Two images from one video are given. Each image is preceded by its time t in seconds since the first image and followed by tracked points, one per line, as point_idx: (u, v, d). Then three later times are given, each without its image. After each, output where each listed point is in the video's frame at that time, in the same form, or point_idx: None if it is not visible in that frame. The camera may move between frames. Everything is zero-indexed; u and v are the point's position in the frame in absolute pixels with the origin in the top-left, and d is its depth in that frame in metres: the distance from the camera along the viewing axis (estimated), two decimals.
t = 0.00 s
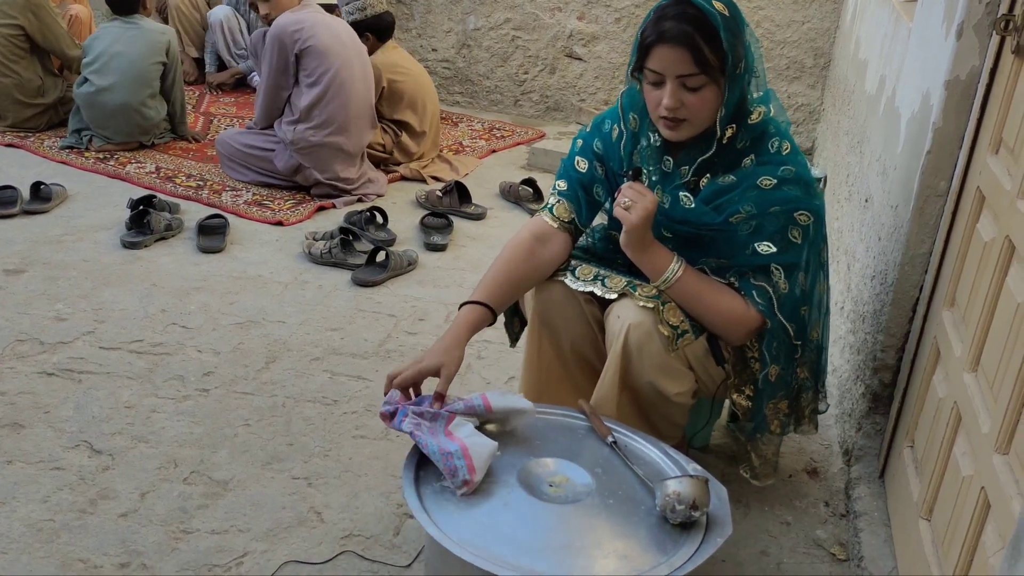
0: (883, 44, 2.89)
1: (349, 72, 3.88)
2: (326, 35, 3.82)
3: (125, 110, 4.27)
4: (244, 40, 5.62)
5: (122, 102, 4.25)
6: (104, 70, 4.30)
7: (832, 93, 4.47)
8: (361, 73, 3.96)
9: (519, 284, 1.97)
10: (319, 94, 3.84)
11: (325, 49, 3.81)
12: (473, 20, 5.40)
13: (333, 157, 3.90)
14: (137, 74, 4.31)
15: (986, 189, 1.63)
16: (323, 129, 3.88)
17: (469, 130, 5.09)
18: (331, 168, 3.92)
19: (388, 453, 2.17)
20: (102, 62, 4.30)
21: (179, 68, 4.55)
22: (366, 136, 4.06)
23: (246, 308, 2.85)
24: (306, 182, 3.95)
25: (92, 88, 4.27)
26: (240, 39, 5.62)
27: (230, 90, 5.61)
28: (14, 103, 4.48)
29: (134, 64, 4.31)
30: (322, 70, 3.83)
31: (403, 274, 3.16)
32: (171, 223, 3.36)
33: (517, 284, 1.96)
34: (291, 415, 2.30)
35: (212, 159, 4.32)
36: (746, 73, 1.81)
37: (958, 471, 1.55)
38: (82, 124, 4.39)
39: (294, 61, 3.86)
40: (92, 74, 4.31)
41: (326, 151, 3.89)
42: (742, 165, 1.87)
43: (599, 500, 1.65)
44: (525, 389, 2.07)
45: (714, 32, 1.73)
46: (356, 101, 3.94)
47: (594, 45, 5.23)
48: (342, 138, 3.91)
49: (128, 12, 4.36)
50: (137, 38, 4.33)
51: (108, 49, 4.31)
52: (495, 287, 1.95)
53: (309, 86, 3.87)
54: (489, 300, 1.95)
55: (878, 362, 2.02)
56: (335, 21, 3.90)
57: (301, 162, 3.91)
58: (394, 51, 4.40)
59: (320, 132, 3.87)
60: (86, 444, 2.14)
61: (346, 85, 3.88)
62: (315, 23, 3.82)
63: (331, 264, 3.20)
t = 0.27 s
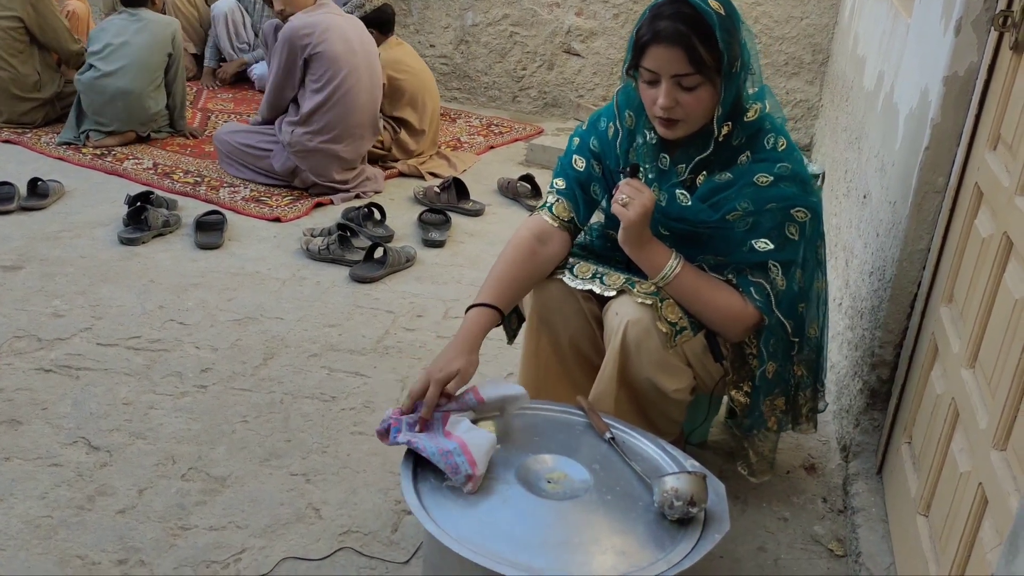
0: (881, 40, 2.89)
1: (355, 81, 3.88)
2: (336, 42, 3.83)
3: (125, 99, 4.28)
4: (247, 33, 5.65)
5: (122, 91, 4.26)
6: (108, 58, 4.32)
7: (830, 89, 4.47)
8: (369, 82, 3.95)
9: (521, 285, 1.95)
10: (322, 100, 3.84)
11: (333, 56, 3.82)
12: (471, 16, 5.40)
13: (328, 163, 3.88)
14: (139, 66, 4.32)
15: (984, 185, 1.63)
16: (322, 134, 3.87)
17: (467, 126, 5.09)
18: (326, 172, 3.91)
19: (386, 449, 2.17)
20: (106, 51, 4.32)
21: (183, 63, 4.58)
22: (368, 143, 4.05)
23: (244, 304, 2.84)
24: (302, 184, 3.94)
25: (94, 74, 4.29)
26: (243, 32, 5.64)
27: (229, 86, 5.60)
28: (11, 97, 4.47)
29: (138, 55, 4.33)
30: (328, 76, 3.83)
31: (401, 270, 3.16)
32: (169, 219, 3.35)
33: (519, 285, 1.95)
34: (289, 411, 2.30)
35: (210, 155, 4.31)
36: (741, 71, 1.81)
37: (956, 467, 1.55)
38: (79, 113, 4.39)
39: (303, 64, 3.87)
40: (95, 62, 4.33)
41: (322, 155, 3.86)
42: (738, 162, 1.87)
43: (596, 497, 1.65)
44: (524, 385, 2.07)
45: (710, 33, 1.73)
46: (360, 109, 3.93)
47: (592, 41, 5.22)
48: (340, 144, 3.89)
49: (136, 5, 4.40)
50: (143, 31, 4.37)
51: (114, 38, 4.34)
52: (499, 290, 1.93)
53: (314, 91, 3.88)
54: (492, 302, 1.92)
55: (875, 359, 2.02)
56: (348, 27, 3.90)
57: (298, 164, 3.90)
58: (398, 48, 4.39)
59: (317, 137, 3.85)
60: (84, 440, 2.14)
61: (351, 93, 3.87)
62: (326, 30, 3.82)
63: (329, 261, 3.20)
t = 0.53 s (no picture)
0: (879, 37, 2.89)
1: (354, 76, 3.89)
2: (336, 38, 3.83)
3: (121, 100, 4.26)
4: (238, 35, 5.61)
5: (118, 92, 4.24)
6: (100, 60, 4.28)
7: (828, 86, 4.47)
8: (368, 78, 3.96)
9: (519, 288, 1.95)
10: (321, 95, 3.83)
11: (333, 52, 3.82)
12: (469, 12, 5.39)
13: (326, 160, 3.88)
14: (132, 66, 4.29)
15: (982, 181, 1.63)
16: (320, 130, 3.87)
17: (465, 123, 5.09)
18: (325, 170, 3.90)
19: (385, 446, 2.17)
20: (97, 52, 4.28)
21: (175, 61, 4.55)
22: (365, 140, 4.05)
23: (242, 301, 2.84)
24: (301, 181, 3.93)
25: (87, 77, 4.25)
26: (235, 34, 5.61)
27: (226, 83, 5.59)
28: (8, 90, 4.47)
29: (131, 55, 4.30)
30: (328, 72, 3.83)
31: (399, 267, 3.16)
32: (167, 216, 3.35)
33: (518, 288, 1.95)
34: (287, 408, 2.30)
35: (208, 151, 4.31)
36: (740, 68, 1.81)
37: (953, 463, 1.56)
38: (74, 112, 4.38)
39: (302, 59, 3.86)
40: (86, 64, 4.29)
41: (320, 152, 3.86)
42: (736, 158, 1.87)
43: (596, 494, 1.66)
44: (524, 383, 2.07)
45: (710, 28, 1.73)
46: (358, 106, 3.93)
47: (590, 37, 5.21)
48: (339, 140, 3.89)
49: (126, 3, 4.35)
50: (134, 31, 4.34)
51: (105, 39, 4.30)
52: (496, 292, 1.93)
53: (313, 86, 3.87)
54: (491, 305, 1.92)
55: (874, 355, 2.02)
56: (348, 23, 3.91)
57: (297, 162, 3.89)
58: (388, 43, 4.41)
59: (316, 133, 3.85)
60: (82, 438, 2.14)
61: (350, 89, 3.88)
62: (327, 25, 3.82)
63: (328, 258, 3.19)
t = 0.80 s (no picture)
0: (877, 35, 2.89)
1: (345, 62, 3.90)
2: (324, 25, 3.84)
3: (118, 107, 4.27)
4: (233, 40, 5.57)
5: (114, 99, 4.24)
6: (93, 65, 4.25)
7: (827, 84, 4.48)
8: (356, 64, 3.98)
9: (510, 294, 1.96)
10: (315, 83, 3.84)
11: (322, 38, 3.83)
12: (467, 10, 5.39)
13: (327, 148, 3.89)
14: (126, 71, 4.27)
15: (980, 179, 1.63)
16: (317, 120, 3.87)
17: (464, 121, 5.09)
18: (325, 160, 3.91)
19: (383, 444, 2.17)
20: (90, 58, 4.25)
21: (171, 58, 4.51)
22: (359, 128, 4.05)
23: (241, 300, 2.84)
24: (301, 173, 3.93)
25: (81, 84, 4.24)
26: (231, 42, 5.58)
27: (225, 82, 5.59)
28: (8, 84, 4.45)
29: (124, 60, 4.27)
30: (320, 59, 3.83)
31: (398, 266, 3.16)
32: (165, 215, 3.35)
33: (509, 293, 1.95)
34: (286, 407, 2.30)
35: (207, 150, 4.30)
36: (737, 67, 1.81)
37: (952, 460, 1.56)
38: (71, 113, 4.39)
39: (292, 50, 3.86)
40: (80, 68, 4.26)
41: (321, 142, 3.87)
42: (732, 157, 1.87)
43: (594, 491, 1.66)
44: (523, 382, 2.07)
45: (710, 28, 1.73)
46: (350, 92, 3.95)
47: (589, 35, 5.21)
48: (336, 129, 3.90)
49: (114, 6, 4.28)
50: (125, 33, 4.28)
51: (96, 44, 4.25)
52: (486, 297, 1.93)
53: (305, 75, 3.87)
54: (480, 311, 1.93)
55: (872, 353, 2.02)
56: (331, 12, 3.93)
57: (297, 154, 3.88)
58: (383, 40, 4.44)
59: (314, 122, 3.86)
60: (81, 436, 2.14)
61: (342, 74, 3.89)
62: (312, 14, 3.84)
63: (326, 256, 3.19)
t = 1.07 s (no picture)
0: (875, 34, 2.89)
1: (340, 59, 3.89)
2: (317, 22, 3.83)
3: (120, 103, 4.26)
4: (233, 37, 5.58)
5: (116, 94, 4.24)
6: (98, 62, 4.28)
7: (825, 82, 4.48)
8: (352, 60, 3.96)
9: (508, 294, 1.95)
10: (310, 80, 3.83)
11: (315, 35, 3.82)
12: (466, 10, 5.39)
13: (326, 143, 3.90)
14: (129, 68, 4.28)
15: (978, 177, 1.63)
16: (314, 117, 3.87)
17: (462, 120, 5.08)
18: (325, 155, 3.92)
19: (383, 444, 2.17)
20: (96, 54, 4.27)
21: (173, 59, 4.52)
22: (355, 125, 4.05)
23: (239, 300, 2.84)
24: (299, 170, 3.93)
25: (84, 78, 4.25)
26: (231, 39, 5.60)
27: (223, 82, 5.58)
28: (8, 83, 4.45)
29: (128, 57, 4.29)
30: (314, 56, 3.83)
31: (397, 265, 3.16)
32: (163, 215, 3.35)
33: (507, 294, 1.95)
34: (285, 407, 2.30)
35: (205, 150, 4.30)
36: (732, 67, 1.81)
37: (950, 459, 1.56)
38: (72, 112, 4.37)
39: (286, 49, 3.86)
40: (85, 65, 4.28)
41: (320, 138, 3.88)
42: (729, 156, 1.87)
43: (592, 490, 1.66)
44: (523, 382, 2.07)
45: (705, 28, 1.73)
46: (347, 88, 3.93)
47: (587, 34, 5.21)
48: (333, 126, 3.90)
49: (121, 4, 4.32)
50: (130, 32, 4.31)
51: (102, 41, 4.28)
52: (483, 298, 1.93)
53: (300, 72, 3.86)
54: (478, 311, 1.92)
55: (871, 351, 2.02)
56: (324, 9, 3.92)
57: (296, 151, 3.89)
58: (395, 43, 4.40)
59: (311, 120, 3.86)
60: (79, 437, 2.13)
61: (338, 71, 3.88)
62: (305, 12, 3.83)
63: (324, 256, 3.19)
